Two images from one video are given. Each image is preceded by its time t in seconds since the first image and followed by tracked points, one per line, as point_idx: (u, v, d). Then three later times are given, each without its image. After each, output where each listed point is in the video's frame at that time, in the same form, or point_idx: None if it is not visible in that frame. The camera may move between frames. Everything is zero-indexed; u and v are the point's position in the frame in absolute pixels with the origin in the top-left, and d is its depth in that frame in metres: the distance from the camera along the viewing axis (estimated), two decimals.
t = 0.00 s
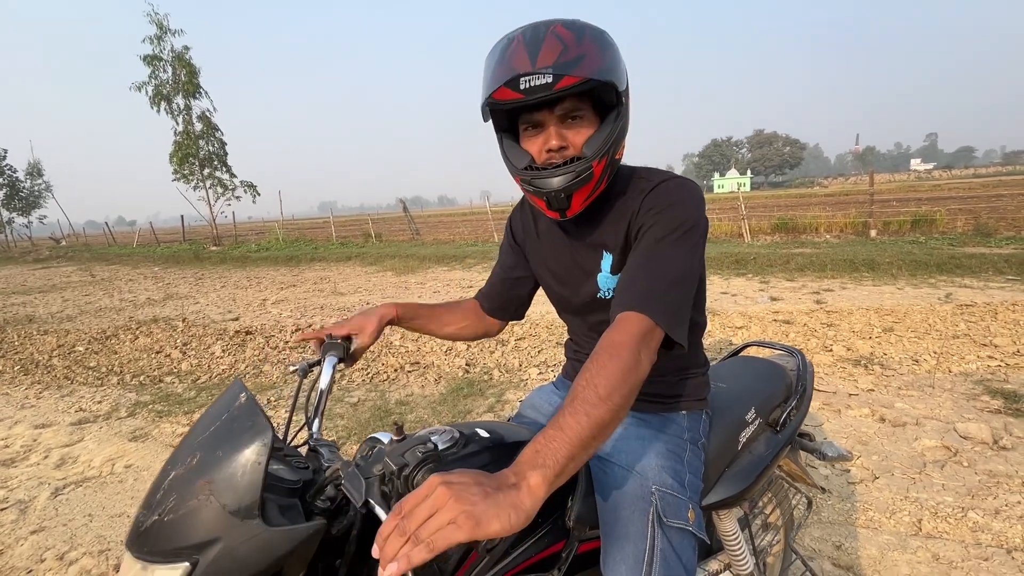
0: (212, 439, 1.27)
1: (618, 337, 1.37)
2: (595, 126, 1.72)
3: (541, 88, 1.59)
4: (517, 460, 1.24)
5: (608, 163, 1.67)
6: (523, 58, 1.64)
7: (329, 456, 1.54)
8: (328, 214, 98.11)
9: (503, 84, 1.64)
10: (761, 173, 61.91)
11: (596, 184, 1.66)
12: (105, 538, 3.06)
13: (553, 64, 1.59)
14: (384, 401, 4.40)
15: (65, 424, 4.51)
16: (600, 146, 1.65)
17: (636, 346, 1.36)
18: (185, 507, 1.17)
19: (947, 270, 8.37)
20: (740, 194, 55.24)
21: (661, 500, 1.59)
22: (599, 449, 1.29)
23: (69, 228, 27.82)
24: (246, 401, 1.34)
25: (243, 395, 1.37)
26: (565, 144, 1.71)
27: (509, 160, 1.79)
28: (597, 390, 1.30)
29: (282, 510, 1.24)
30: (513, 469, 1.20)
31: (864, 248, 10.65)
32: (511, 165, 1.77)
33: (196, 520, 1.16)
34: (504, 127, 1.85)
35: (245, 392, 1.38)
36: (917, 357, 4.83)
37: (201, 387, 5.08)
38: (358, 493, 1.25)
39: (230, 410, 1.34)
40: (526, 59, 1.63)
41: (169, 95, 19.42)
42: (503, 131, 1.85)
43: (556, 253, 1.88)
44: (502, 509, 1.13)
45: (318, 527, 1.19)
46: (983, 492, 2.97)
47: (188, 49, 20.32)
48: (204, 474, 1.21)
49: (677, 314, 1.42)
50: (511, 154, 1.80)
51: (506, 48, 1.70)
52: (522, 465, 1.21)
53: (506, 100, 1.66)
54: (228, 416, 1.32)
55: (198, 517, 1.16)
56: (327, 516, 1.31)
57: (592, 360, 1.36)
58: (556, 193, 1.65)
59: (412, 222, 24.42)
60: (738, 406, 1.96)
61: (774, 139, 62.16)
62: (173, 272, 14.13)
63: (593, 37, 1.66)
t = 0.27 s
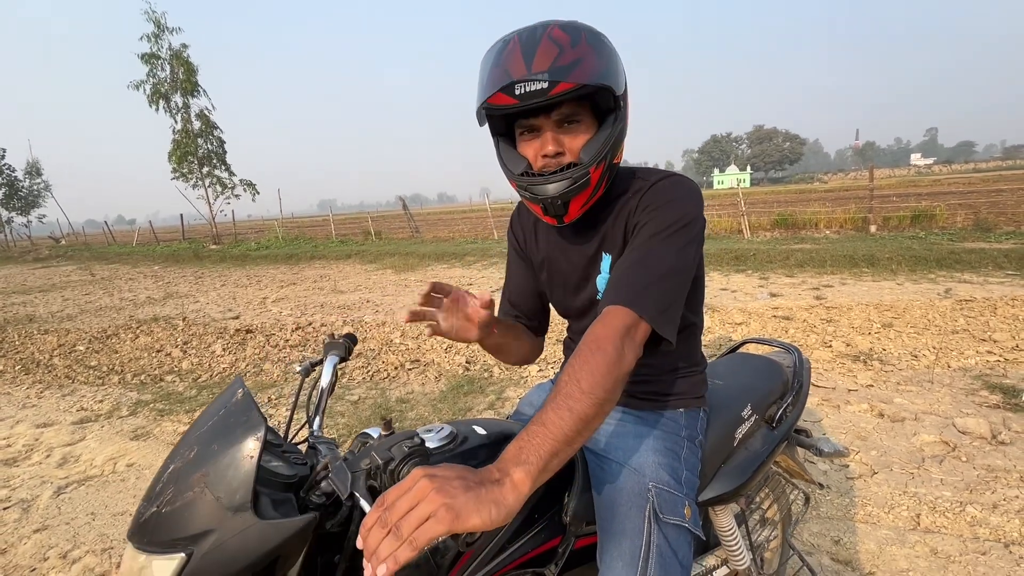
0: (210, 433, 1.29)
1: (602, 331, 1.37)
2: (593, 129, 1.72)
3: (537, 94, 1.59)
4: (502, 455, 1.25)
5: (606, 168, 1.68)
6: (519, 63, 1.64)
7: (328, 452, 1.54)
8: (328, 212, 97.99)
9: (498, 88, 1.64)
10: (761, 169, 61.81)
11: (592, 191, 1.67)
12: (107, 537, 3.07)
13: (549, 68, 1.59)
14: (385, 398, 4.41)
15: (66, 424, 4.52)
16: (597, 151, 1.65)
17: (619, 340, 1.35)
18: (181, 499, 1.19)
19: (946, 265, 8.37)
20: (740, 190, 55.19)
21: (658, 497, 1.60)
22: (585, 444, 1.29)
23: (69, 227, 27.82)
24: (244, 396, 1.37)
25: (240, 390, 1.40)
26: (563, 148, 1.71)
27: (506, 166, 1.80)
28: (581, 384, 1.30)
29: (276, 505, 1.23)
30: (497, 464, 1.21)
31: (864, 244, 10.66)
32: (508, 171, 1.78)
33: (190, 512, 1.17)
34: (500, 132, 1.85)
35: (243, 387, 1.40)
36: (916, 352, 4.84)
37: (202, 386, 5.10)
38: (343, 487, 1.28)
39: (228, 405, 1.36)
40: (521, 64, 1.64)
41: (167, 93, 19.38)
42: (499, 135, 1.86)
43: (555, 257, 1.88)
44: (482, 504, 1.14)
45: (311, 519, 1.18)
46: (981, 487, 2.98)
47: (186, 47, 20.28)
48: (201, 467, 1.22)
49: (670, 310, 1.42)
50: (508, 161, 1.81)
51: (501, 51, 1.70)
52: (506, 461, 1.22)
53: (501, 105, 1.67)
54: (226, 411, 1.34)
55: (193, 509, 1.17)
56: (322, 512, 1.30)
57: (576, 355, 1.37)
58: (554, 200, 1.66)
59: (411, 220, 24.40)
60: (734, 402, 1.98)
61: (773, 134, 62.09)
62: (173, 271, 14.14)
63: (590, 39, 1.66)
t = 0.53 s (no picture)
0: (217, 430, 1.30)
1: (605, 322, 1.36)
2: (600, 121, 1.72)
3: (542, 93, 1.58)
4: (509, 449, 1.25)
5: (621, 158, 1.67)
6: (517, 66, 1.62)
7: (332, 448, 1.54)
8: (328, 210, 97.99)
9: (502, 97, 1.62)
10: (762, 165, 61.65)
11: (613, 182, 1.65)
12: (111, 535, 3.08)
13: (550, 66, 1.58)
14: (387, 396, 4.41)
15: (69, 422, 4.53)
16: (611, 141, 1.64)
17: (623, 330, 1.35)
18: (189, 495, 1.19)
19: (949, 261, 8.35)
20: (741, 187, 55.06)
21: (663, 493, 1.60)
22: (593, 435, 1.29)
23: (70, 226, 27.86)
24: (249, 393, 1.37)
25: (246, 387, 1.41)
26: (576, 144, 1.69)
27: (518, 173, 1.76)
28: (586, 376, 1.30)
29: (282, 501, 1.23)
30: (505, 458, 1.22)
31: (866, 240, 10.63)
32: (522, 178, 1.74)
33: (198, 508, 1.17)
34: (504, 141, 1.83)
35: (248, 384, 1.41)
36: (919, 349, 4.83)
37: (204, 385, 5.10)
38: (352, 480, 1.25)
39: (234, 402, 1.37)
40: (519, 67, 1.62)
41: (167, 92, 19.37)
42: (503, 142, 1.83)
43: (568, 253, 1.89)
44: (493, 496, 1.15)
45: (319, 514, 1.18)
46: (984, 483, 2.98)
47: (186, 45, 20.25)
48: (208, 463, 1.23)
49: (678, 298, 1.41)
50: (519, 168, 1.77)
51: (495, 59, 1.68)
52: (514, 455, 1.22)
53: (508, 113, 1.64)
54: (232, 408, 1.35)
55: (201, 505, 1.17)
56: (328, 507, 1.30)
57: (580, 347, 1.37)
58: (577, 197, 1.64)
59: (412, 217, 24.37)
60: (736, 398, 1.97)
61: (775, 131, 61.91)
62: (174, 269, 14.15)
63: (583, 31, 1.66)
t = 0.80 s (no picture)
0: (221, 427, 1.30)
1: (610, 321, 1.37)
2: (604, 124, 1.71)
3: (545, 103, 1.57)
4: (513, 448, 1.26)
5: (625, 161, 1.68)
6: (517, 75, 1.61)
7: (337, 445, 1.54)
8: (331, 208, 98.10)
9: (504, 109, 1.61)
10: (765, 163, 61.43)
11: (618, 186, 1.67)
12: (116, 531, 3.10)
13: (551, 75, 1.57)
14: (390, 394, 4.42)
15: (74, 420, 4.56)
16: (615, 145, 1.64)
17: (629, 329, 1.35)
18: (193, 492, 1.19)
19: (953, 259, 8.31)
20: (744, 184, 54.87)
21: (667, 490, 1.60)
22: (596, 434, 1.29)
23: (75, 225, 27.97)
24: (253, 390, 1.38)
25: (250, 384, 1.41)
26: (581, 150, 1.68)
27: (522, 181, 1.75)
28: (590, 375, 1.30)
29: (287, 498, 1.24)
30: (509, 457, 1.22)
31: (870, 237, 10.59)
32: (526, 185, 1.73)
33: (202, 505, 1.17)
34: (506, 146, 1.82)
35: (252, 381, 1.41)
36: (923, 346, 4.81)
37: (208, 382, 5.12)
38: (354, 478, 1.27)
39: (238, 399, 1.37)
40: (519, 76, 1.61)
41: (170, 90, 19.39)
42: (507, 149, 1.82)
43: (570, 253, 1.90)
44: (497, 495, 1.15)
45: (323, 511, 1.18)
46: (989, 481, 2.97)
47: (188, 44, 20.28)
48: (212, 460, 1.23)
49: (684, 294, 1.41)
50: (524, 175, 1.75)
51: (494, 68, 1.67)
52: (518, 453, 1.23)
53: (512, 124, 1.64)
54: (236, 405, 1.35)
55: (205, 502, 1.18)
56: (332, 505, 1.31)
57: (586, 346, 1.37)
58: (583, 204, 1.65)
59: (414, 216, 24.37)
60: (741, 395, 1.97)
61: (778, 128, 61.69)
62: (178, 268, 14.20)
63: (581, 33, 1.64)
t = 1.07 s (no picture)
0: (227, 427, 1.32)
1: (618, 321, 1.37)
2: (608, 128, 1.68)
3: (545, 99, 1.57)
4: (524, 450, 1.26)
5: (620, 170, 1.67)
6: (526, 66, 1.61)
7: (342, 445, 1.55)
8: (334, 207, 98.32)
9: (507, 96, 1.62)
10: (770, 161, 61.17)
11: (608, 192, 1.67)
12: (123, 527, 3.13)
13: (557, 72, 1.56)
14: (394, 392, 4.44)
15: (81, 417, 4.59)
16: (612, 153, 1.64)
17: (637, 330, 1.35)
18: (201, 493, 1.20)
19: (959, 257, 8.26)
20: (748, 183, 54.65)
21: (673, 490, 1.60)
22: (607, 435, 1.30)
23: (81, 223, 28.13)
24: (260, 390, 1.39)
25: (257, 384, 1.42)
26: (577, 150, 1.67)
27: (520, 168, 1.79)
28: (600, 376, 1.31)
29: (294, 498, 1.25)
30: (520, 459, 1.23)
31: (875, 236, 10.53)
32: (523, 174, 1.78)
33: (210, 505, 1.18)
34: (512, 130, 1.83)
35: (259, 381, 1.43)
36: (928, 345, 4.79)
37: (213, 380, 5.15)
38: (366, 480, 1.26)
39: (244, 400, 1.38)
40: (529, 66, 1.61)
41: (175, 89, 19.46)
42: (513, 135, 1.83)
43: (572, 251, 1.90)
44: (509, 496, 1.15)
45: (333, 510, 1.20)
46: (995, 480, 2.96)
47: (193, 43, 20.34)
48: (219, 461, 1.24)
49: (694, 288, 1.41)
50: (524, 164, 1.79)
51: (509, 53, 1.67)
52: (529, 455, 1.23)
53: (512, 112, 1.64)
54: (243, 405, 1.36)
55: (213, 502, 1.19)
56: (339, 504, 1.32)
57: (594, 348, 1.37)
58: (569, 204, 1.67)
59: (418, 214, 24.37)
60: (747, 395, 1.97)
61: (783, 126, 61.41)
62: (183, 266, 14.26)
63: (599, 34, 1.63)
